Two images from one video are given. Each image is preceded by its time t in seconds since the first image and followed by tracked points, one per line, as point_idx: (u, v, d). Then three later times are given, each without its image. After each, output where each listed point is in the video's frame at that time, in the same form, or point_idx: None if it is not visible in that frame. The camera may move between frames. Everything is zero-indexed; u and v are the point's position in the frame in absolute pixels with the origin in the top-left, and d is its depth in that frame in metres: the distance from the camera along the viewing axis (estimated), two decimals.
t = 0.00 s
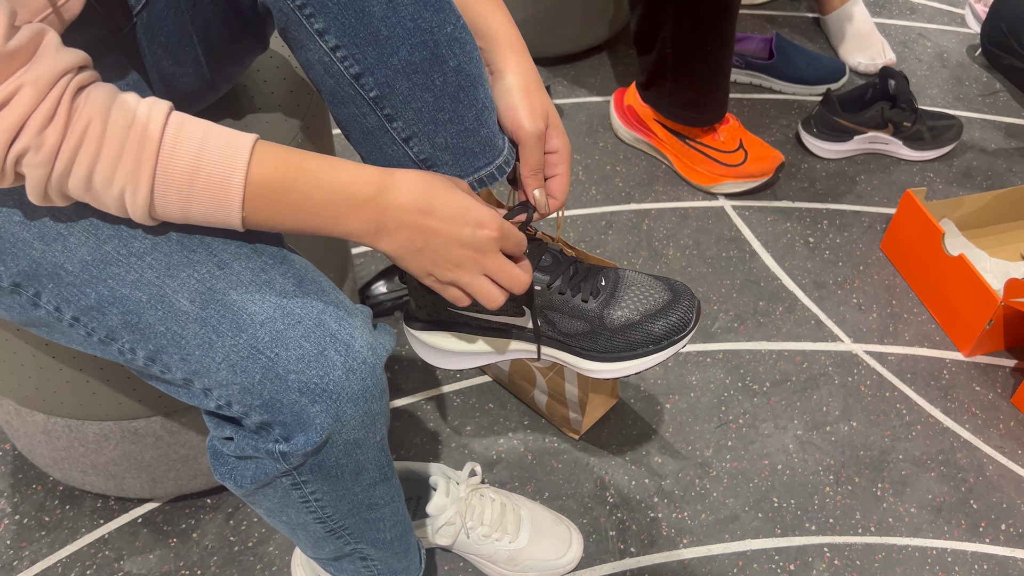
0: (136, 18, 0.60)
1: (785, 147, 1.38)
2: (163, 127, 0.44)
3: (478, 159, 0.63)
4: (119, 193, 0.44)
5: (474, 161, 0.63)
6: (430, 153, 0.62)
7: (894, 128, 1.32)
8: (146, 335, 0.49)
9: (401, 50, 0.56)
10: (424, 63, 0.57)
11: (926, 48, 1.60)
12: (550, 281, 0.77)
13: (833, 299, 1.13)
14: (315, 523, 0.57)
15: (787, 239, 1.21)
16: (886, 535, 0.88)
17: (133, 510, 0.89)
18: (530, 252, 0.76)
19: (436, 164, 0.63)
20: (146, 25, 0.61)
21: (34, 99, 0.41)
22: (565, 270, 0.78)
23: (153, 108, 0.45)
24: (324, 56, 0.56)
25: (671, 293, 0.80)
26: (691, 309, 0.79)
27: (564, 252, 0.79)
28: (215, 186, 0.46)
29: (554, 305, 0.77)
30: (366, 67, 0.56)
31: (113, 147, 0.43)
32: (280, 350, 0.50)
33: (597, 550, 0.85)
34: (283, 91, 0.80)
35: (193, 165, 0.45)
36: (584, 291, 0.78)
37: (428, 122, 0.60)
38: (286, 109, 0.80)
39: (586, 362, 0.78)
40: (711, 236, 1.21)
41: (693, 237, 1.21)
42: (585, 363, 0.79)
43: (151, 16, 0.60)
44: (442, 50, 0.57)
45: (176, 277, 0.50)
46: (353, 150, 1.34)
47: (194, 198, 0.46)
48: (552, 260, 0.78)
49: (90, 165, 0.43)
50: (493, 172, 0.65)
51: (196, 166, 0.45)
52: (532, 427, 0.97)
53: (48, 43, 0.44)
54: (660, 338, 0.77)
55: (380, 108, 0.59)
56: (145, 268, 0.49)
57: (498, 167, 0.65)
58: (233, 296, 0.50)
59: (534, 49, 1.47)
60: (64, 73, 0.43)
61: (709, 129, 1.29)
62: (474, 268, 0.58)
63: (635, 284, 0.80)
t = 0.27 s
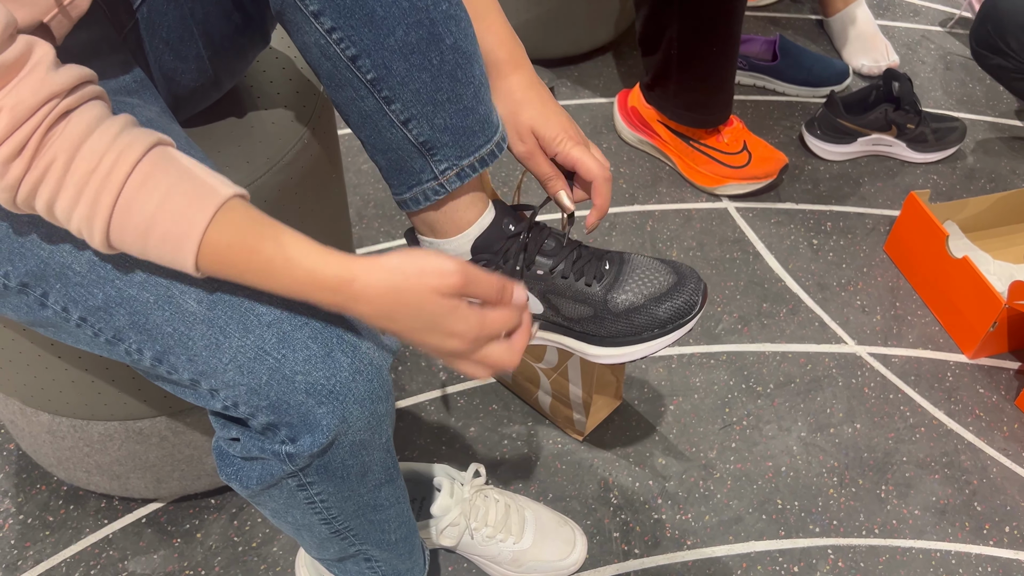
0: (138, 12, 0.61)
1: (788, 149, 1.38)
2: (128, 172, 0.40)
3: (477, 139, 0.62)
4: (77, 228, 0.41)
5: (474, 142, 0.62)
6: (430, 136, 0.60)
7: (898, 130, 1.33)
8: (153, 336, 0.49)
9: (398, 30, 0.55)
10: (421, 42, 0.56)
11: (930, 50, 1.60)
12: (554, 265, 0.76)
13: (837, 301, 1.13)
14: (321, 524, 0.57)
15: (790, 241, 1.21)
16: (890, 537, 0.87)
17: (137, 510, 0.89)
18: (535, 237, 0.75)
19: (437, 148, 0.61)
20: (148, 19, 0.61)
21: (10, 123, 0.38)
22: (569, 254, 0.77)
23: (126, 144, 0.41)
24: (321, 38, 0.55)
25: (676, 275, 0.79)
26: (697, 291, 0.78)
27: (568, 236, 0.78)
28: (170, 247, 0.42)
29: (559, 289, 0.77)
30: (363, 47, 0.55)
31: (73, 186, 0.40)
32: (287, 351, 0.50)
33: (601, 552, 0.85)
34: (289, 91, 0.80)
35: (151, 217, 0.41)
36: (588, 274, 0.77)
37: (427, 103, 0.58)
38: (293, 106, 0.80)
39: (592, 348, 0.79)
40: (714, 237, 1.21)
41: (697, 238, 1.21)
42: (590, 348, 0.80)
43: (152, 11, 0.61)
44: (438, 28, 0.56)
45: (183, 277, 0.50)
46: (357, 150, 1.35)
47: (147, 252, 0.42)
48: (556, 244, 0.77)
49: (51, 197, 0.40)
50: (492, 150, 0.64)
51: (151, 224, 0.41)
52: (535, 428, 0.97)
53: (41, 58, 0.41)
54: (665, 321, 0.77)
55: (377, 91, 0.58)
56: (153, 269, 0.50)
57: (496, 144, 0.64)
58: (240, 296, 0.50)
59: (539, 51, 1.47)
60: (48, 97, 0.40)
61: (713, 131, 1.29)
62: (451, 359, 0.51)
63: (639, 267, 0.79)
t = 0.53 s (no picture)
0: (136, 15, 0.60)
1: (788, 151, 1.39)
2: (140, 170, 0.43)
3: (474, 150, 0.62)
4: (83, 227, 0.43)
5: (470, 152, 0.62)
6: (427, 139, 0.60)
7: (897, 133, 1.33)
8: (152, 338, 0.49)
9: (394, 32, 0.55)
10: (417, 46, 0.56)
11: (930, 53, 1.61)
12: (552, 270, 0.76)
13: (837, 303, 1.13)
14: (319, 526, 0.57)
15: (790, 243, 1.21)
16: (889, 540, 0.87)
17: (136, 511, 0.90)
18: (532, 243, 0.75)
19: (434, 152, 0.61)
20: (146, 22, 0.61)
21: (15, 117, 0.41)
22: (568, 259, 0.76)
23: (133, 147, 0.44)
24: (318, 39, 0.56)
25: (676, 282, 0.79)
26: (695, 299, 0.78)
27: (567, 240, 0.78)
28: (178, 243, 0.44)
29: (557, 294, 0.77)
30: (359, 49, 0.56)
31: (82, 184, 0.42)
32: (285, 354, 0.50)
33: (600, 554, 0.85)
34: (290, 93, 0.81)
35: (161, 214, 0.44)
36: (587, 280, 0.76)
37: (425, 107, 0.59)
38: (292, 107, 0.80)
39: (591, 354, 0.79)
40: (714, 239, 1.21)
41: (696, 240, 1.21)
42: (589, 354, 0.80)
43: (151, 13, 0.60)
44: (435, 34, 0.56)
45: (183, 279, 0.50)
46: (358, 151, 1.35)
47: (156, 251, 0.44)
48: (554, 249, 0.76)
49: (58, 194, 0.42)
50: (487, 165, 0.63)
51: (165, 219, 0.44)
52: (535, 430, 0.97)
53: (44, 64, 0.44)
54: (664, 328, 0.77)
55: (375, 92, 0.58)
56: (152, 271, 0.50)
57: (493, 160, 0.63)
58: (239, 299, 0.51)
59: (539, 53, 1.48)
60: (51, 98, 0.43)
61: (713, 133, 1.29)
62: (440, 372, 0.51)
63: (638, 272, 0.78)
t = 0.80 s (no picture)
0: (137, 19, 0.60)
1: (788, 153, 1.39)
2: (151, 146, 0.45)
3: (472, 161, 0.62)
4: (100, 205, 0.43)
5: (468, 163, 0.62)
6: (429, 147, 0.61)
7: (897, 135, 1.33)
8: (153, 336, 0.49)
9: (396, 40, 0.56)
10: (419, 54, 0.56)
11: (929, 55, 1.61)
12: (554, 274, 0.77)
13: (836, 305, 1.13)
14: (320, 524, 0.57)
15: (790, 244, 1.21)
16: (889, 541, 0.87)
17: (136, 512, 0.90)
18: (535, 246, 0.76)
19: (435, 159, 0.61)
20: (148, 24, 0.61)
21: (22, 102, 0.41)
22: (570, 262, 0.77)
23: (138, 127, 0.45)
24: (320, 47, 0.56)
25: (678, 284, 0.79)
26: (698, 301, 0.78)
27: (570, 243, 0.78)
28: (196, 214, 0.46)
29: (560, 297, 0.77)
30: (362, 56, 0.56)
31: (95, 163, 0.43)
32: (286, 351, 0.50)
33: (600, 555, 0.85)
34: (290, 94, 0.81)
35: (176, 187, 0.45)
36: (589, 282, 0.77)
37: (426, 114, 0.59)
38: (292, 109, 0.80)
39: (595, 355, 0.79)
40: (714, 240, 1.22)
41: (696, 242, 1.21)
42: (593, 355, 0.80)
43: (152, 16, 0.60)
44: (436, 43, 0.57)
45: (183, 277, 0.50)
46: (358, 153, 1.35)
47: (175, 221, 0.46)
48: (557, 252, 0.77)
49: (71, 176, 0.42)
50: (485, 177, 0.63)
51: (181, 187, 0.45)
52: (534, 431, 0.97)
53: (40, 60, 0.45)
54: (666, 330, 0.77)
55: (377, 99, 0.58)
56: (153, 269, 0.50)
57: (490, 173, 0.63)
58: (240, 296, 0.51)
59: (539, 55, 1.48)
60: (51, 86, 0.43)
61: (712, 135, 1.30)
62: (451, 297, 0.62)
63: (641, 274, 0.79)
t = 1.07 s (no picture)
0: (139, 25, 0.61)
1: (787, 155, 1.39)
2: (150, 155, 0.45)
3: (468, 177, 0.62)
4: (98, 214, 0.43)
5: (464, 178, 0.62)
6: (430, 158, 0.61)
7: (896, 137, 1.33)
8: (153, 340, 0.50)
9: (400, 53, 0.55)
10: (422, 68, 0.56)
11: (928, 58, 1.62)
12: (554, 283, 0.78)
13: (835, 307, 1.13)
14: (319, 526, 0.58)
15: (789, 247, 1.22)
16: (888, 542, 0.88)
17: (136, 514, 0.90)
18: (535, 256, 0.78)
19: (436, 171, 0.62)
20: (150, 31, 0.61)
21: (21, 111, 0.41)
22: (570, 271, 0.78)
23: (137, 136, 0.45)
24: (325, 58, 0.56)
25: (677, 294, 0.79)
26: (697, 311, 0.78)
27: (570, 254, 0.80)
28: (194, 224, 0.46)
29: (560, 306, 0.78)
30: (366, 69, 0.56)
31: (93, 173, 0.43)
32: (286, 354, 0.50)
33: (599, 556, 0.86)
34: (290, 97, 0.81)
35: (175, 195, 0.45)
36: (589, 291, 0.78)
37: (429, 127, 0.59)
38: (292, 112, 0.80)
39: (594, 364, 0.79)
40: (713, 243, 1.22)
41: (696, 244, 1.21)
42: (592, 364, 0.80)
43: (155, 23, 0.61)
44: (437, 58, 0.57)
45: (183, 281, 0.50)
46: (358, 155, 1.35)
47: (172, 231, 0.46)
48: (557, 262, 0.78)
49: (69, 184, 0.42)
50: (477, 195, 0.63)
51: (179, 197, 0.45)
52: (534, 433, 0.97)
53: (39, 68, 0.45)
54: (665, 340, 0.77)
55: (380, 111, 0.58)
56: (152, 273, 0.50)
57: (484, 191, 0.63)
58: (240, 300, 0.51)
59: (539, 58, 1.48)
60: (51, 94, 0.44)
61: (711, 138, 1.30)
62: (461, 296, 0.61)
63: (640, 285, 0.79)
